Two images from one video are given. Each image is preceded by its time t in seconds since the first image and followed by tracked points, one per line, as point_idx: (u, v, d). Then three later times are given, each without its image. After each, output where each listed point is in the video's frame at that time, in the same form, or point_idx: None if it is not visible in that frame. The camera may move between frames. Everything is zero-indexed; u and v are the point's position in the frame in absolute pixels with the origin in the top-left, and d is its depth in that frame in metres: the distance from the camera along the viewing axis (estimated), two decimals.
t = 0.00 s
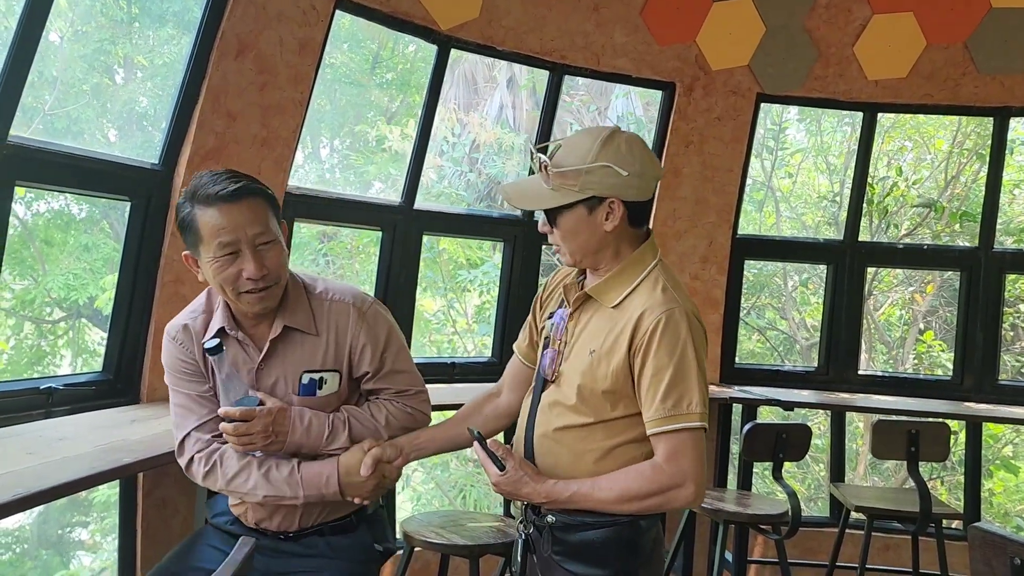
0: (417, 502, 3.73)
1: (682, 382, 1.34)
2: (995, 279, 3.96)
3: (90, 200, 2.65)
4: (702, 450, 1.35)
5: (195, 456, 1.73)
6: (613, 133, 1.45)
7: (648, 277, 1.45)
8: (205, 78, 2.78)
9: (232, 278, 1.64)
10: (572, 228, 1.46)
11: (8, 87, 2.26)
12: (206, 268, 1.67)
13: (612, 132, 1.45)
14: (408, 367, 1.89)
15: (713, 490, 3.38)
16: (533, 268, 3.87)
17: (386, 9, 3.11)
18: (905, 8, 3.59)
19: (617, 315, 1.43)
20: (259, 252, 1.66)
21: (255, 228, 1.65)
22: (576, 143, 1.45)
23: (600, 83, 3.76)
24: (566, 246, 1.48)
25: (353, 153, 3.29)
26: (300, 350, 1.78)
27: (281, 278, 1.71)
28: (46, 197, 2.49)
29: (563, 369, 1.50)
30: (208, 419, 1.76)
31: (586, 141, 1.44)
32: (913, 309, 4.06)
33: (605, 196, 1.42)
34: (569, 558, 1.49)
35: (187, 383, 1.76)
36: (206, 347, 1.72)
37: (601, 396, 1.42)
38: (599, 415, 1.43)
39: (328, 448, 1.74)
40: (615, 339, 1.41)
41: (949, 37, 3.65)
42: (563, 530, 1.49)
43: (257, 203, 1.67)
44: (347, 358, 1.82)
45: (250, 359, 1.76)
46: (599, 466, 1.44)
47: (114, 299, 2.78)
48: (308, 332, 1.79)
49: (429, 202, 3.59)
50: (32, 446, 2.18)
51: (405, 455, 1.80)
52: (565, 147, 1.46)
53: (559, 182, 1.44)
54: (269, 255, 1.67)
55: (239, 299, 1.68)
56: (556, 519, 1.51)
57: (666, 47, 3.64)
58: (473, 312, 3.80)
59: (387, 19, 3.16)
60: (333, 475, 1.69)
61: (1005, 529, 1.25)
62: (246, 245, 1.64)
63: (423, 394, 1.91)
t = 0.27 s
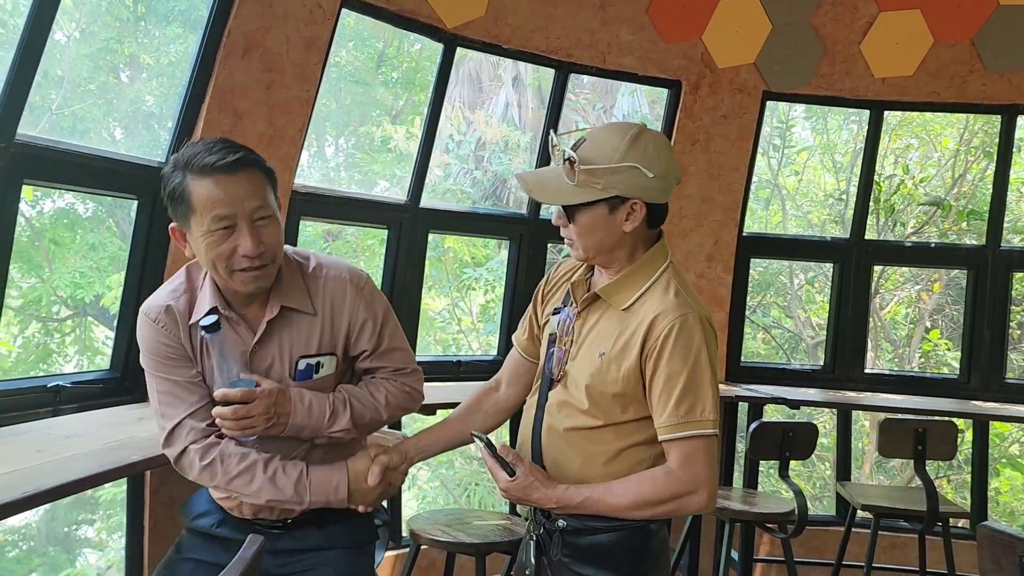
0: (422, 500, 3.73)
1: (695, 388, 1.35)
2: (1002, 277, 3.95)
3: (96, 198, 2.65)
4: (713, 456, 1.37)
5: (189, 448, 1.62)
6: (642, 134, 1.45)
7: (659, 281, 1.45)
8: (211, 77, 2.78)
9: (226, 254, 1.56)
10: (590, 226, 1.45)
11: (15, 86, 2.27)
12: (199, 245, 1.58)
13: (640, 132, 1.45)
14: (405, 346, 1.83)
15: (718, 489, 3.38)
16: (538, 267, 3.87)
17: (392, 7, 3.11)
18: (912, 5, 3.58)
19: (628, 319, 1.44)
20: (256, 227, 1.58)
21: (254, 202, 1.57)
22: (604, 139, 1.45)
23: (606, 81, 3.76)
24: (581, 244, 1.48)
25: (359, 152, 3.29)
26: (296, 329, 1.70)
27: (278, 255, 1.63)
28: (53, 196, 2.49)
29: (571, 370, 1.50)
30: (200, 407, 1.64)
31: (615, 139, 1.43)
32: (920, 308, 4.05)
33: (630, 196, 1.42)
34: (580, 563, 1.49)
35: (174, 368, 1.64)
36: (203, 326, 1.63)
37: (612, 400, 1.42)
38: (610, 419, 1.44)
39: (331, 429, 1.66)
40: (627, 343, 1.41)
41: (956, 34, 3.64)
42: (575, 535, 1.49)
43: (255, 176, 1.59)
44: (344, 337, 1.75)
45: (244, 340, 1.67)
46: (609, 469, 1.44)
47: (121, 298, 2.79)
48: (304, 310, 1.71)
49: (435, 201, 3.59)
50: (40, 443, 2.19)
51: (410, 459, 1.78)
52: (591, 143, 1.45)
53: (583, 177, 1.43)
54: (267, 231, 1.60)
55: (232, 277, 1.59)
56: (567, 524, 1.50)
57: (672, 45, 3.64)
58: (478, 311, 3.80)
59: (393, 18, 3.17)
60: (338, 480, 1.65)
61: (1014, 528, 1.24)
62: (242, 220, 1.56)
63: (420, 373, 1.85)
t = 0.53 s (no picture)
0: (426, 498, 3.74)
1: (685, 384, 1.36)
2: (1006, 275, 3.94)
3: (100, 197, 2.66)
4: (702, 449, 1.38)
5: (214, 409, 1.43)
6: (647, 136, 1.46)
7: (646, 279, 1.46)
8: (215, 76, 2.79)
9: (263, 204, 1.42)
10: (584, 219, 1.46)
11: (19, 85, 2.27)
12: (239, 192, 1.43)
13: (645, 133, 1.46)
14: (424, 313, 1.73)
15: (722, 487, 3.38)
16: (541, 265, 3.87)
17: (396, 6, 3.11)
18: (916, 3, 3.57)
19: (617, 316, 1.44)
20: (298, 181, 1.44)
21: (301, 154, 1.44)
22: (610, 134, 1.45)
23: (609, 79, 3.76)
24: (573, 237, 1.48)
25: (362, 151, 3.29)
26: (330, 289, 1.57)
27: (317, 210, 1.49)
28: (57, 194, 2.50)
29: (557, 367, 1.49)
30: (226, 366, 1.46)
31: (622, 136, 1.44)
32: (924, 306, 4.04)
33: (628, 194, 1.43)
34: (572, 556, 1.48)
35: (196, 320, 1.45)
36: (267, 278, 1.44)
37: (602, 396, 1.42)
38: (598, 414, 1.44)
39: (371, 395, 1.54)
40: (617, 339, 1.41)
41: (960, 32, 3.63)
42: (568, 528, 1.47)
43: (304, 128, 1.46)
44: (375, 301, 1.63)
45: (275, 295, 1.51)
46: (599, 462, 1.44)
47: (125, 297, 2.80)
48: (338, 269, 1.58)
49: (437, 200, 3.59)
50: (45, 441, 2.20)
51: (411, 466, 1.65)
52: (597, 136, 1.45)
53: (585, 170, 1.44)
54: (308, 187, 1.45)
55: (262, 228, 1.44)
56: (560, 516, 1.48)
57: (675, 44, 3.63)
58: (481, 310, 3.80)
59: (396, 17, 3.17)
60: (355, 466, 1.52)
61: (1019, 526, 1.24)
62: (285, 171, 1.42)
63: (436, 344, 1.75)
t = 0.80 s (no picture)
0: (428, 497, 3.74)
1: (680, 380, 1.37)
2: (1007, 273, 3.95)
3: (101, 198, 2.67)
4: (695, 444, 1.39)
5: (266, 359, 1.32)
6: (653, 138, 1.48)
7: (641, 277, 1.47)
8: (216, 76, 2.80)
9: (337, 174, 1.38)
10: (585, 211, 1.46)
11: (21, 84, 2.27)
12: (325, 160, 1.38)
13: (651, 134, 1.48)
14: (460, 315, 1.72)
15: (723, 486, 3.38)
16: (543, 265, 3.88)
17: (397, 6, 3.12)
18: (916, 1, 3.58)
19: (613, 311, 1.45)
20: (379, 163, 1.39)
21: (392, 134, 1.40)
22: (618, 131, 1.46)
23: (610, 78, 3.76)
24: (571, 230, 1.48)
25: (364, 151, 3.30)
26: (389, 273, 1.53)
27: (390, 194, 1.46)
28: (59, 195, 2.51)
29: (551, 361, 1.50)
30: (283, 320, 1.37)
31: (630, 134, 1.45)
32: (925, 305, 4.05)
33: (631, 190, 1.44)
34: (565, 547, 1.48)
35: (261, 267, 1.36)
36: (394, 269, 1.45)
37: (596, 390, 1.43)
38: (593, 408, 1.44)
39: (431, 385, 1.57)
40: (613, 334, 1.42)
41: (960, 30, 3.63)
42: (564, 519, 1.47)
43: (395, 112, 1.41)
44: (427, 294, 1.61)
45: (339, 265, 1.46)
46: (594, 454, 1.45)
47: (127, 298, 2.81)
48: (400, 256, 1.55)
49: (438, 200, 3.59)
50: (48, 440, 2.21)
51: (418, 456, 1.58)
52: (605, 132, 1.46)
53: (591, 162, 1.44)
54: (387, 169, 1.41)
55: (331, 198, 1.40)
56: (557, 506, 1.48)
57: (675, 43, 3.64)
58: (483, 309, 3.79)
59: (397, 17, 3.17)
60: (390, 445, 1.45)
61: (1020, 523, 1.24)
62: (366, 149, 1.37)
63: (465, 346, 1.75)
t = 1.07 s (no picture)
0: (428, 498, 3.74)
1: (694, 380, 1.38)
2: (1007, 272, 3.95)
3: (101, 199, 2.67)
4: (708, 443, 1.40)
5: (282, 340, 1.32)
6: (664, 141, 1.49)
7: (652, 278, 1.48)
8: (215, 77, 2.80)
9: (397, 167, 1.45)
10: (595, 210, 1.46)
11: (20, 86, 2.28)
12: (382, 152, 1.45)
13: (661, 137, 1.49)
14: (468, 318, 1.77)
15: (724, 485, 3.38)
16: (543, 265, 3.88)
17: (395, 6, 3.12)
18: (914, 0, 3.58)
19: (625, 311, 1.45)
20: (435, 159, 1.48)
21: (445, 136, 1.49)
22: (630, 132, 1.47)
23: (609, 78, 3.77)
24: (581, 228, 1.49)
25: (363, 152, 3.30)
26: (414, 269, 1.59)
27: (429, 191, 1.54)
28: (60, 196, 2.51)
29: (561, 360, 1.49)
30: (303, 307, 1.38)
31: (641, 135, 1.46)
32: (925, 304, 4.05)
33: (640, 190, 1.44)
34: (578, 548, 1.47)
35: (290, 252, 1.38)
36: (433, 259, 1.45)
37: (609, 390, 1.43)
38: (605, 408, 1.44)
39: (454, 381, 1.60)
40: (626, 334, 1.43)
41: (959, 29, 3.64)
42: (580, 519, 1.46)
43: (449, 114, 1.50)
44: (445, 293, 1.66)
45: (370, 257, 1.50)
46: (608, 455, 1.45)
47: (127, 299, 2.81)
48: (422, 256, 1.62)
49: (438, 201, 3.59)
50: (48, 441, 2.21)
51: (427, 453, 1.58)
52: (618, 133, 1.47)
53: (602, 161, 1.45)
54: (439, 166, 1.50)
55: (386, 191, 1.47)
56: (573, 506, 1.46)
57: (675, 43, 3.64)
58: (483, 309, 3.80)
59: (396, 17, 3.17)
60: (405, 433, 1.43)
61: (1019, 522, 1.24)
62: (427, 145, 1.46)
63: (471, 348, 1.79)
